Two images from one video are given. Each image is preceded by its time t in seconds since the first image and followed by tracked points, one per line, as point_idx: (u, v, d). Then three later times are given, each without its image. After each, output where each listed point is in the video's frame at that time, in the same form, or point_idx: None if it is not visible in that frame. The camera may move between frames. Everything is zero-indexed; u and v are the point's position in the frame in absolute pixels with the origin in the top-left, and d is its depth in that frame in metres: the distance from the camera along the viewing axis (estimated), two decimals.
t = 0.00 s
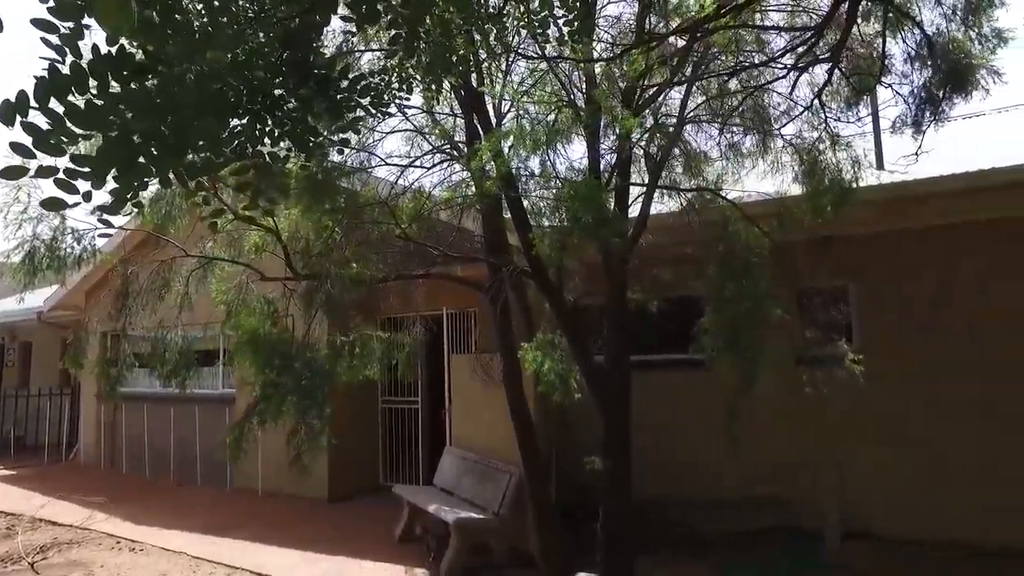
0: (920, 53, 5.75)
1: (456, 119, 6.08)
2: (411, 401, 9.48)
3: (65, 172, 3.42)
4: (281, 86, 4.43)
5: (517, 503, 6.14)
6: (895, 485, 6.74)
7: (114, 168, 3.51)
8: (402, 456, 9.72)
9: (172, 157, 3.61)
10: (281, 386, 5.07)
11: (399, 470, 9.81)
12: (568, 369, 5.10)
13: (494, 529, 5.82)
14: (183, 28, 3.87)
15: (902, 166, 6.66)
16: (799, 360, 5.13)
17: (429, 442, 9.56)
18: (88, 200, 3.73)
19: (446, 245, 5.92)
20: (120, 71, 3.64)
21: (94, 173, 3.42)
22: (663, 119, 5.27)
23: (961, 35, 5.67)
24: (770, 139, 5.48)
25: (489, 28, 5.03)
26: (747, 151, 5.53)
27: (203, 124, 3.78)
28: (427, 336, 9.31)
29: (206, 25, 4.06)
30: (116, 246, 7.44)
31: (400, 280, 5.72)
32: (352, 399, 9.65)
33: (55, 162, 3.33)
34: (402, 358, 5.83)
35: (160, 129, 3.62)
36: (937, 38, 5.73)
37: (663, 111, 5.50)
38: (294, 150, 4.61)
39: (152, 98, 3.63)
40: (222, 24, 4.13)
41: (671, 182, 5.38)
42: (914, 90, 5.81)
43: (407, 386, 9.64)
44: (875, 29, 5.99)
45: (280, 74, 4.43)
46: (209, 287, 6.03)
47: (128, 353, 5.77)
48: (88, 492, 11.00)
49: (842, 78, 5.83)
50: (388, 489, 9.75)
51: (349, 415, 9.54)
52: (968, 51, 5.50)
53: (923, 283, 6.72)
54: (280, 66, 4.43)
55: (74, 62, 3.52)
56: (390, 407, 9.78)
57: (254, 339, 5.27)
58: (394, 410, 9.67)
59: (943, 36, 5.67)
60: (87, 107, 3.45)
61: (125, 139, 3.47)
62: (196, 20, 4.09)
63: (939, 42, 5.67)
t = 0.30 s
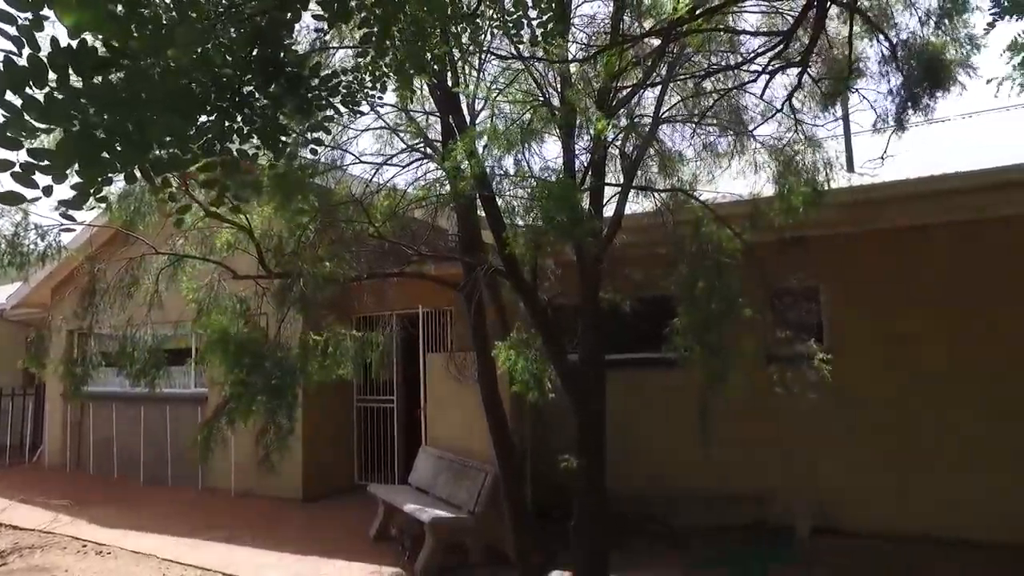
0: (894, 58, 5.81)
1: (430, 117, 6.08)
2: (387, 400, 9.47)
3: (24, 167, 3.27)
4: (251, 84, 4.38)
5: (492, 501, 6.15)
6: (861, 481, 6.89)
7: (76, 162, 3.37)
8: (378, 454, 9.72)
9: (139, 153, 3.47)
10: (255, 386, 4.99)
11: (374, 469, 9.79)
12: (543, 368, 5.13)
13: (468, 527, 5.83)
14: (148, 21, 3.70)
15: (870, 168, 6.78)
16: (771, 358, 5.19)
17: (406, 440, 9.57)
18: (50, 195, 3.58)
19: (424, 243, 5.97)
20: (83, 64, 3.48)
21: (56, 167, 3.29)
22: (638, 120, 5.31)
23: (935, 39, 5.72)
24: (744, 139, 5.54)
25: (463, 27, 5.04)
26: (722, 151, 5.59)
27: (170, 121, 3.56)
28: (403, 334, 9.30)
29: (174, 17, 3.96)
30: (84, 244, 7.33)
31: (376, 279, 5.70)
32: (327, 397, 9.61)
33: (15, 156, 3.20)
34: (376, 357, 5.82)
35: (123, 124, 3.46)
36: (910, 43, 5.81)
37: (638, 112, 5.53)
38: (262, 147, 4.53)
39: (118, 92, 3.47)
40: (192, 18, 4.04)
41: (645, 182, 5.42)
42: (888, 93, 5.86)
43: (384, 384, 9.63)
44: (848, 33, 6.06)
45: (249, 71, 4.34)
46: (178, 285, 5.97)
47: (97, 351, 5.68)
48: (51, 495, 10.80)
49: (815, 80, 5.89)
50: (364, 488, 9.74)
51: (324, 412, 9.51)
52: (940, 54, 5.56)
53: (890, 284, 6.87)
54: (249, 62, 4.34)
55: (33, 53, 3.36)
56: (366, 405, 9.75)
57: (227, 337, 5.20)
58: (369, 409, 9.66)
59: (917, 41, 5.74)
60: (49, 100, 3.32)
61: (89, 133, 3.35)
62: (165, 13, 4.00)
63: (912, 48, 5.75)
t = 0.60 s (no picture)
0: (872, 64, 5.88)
1: (405, 116, 6.07)
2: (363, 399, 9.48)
3: None
4: (221, 82, 4.23)
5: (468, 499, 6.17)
6: (829, 477, 7.05)
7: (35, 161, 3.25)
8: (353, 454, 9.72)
9: (101, 152, 3.36)
10: (229, 386, 4.94)
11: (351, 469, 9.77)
12: (519, 366, 5.16)
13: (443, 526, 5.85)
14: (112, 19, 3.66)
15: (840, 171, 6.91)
16: (744, 359, 5.23)
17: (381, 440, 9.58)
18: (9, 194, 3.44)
19: (385, 242, 5.77)
20: (44, 62, 3.39)
21: (12, 166, 3.15)
22: (615, 121, 5.36)
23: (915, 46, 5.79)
24: (720, 140, 5.61)
25: (436, 28, 5.04)
26: (701, 152, 5.66)
27: (135, 119, 3.46)
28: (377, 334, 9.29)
29: (139, 16, 3.87)
30: (51, 244, 7.23)
31: (349, 278, 5.63)
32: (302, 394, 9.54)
33: None
34: (349, 356, 5.78)
35: (89, 121, 3.38)
36: (884, 50, 5.88)
37: (614, 113, 5.57)
38: (232, 146, 4.36)
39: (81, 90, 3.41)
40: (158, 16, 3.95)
41: (623, 182, 5.46)
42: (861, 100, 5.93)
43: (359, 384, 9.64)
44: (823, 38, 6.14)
45: (217, 69, 4.20)
46: (146, 283, 5.90)
47: (63, 351, 5.60)
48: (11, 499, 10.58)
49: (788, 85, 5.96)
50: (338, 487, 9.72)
51: (296, 413, 9.43)
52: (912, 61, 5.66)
53: (857, 285, 7.02)
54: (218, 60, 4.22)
55: None
56: (341, 404, 9.73)
57: (198, 336, 5.13)
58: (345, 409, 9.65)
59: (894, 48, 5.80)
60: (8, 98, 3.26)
61: (45, 131, 3.24)
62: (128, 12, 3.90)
63: (886, 55, 5.83)
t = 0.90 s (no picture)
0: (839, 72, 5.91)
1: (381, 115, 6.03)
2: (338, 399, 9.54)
3: None
4: (185, 79, 4.03)
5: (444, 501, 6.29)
6: (798, 474, 7.19)
7: None
8: (328, 454, 9.76)
9: (59, 150, 3.32)
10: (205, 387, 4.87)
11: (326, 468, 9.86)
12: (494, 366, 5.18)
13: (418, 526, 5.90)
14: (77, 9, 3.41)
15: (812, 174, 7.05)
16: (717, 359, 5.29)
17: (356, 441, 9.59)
18: None
19: (382, 245, 5.92)
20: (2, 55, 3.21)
21: None
22: (592, 122, 5.40)
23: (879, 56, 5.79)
24: (694, 143, 5.66)
25: (404, 27, 4.93)
26: (675, 153, 5.73)
27: (95, 118, 3.36)
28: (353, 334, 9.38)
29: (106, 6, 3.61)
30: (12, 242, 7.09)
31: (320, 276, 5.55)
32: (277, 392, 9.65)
33: None
34: (322, 357, 5.73)
35: (46, 113, 3.33)
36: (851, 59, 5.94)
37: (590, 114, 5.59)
38: (200, 145, 4.19)
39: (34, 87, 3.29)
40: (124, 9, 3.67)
41: (598, 184, 5.50)
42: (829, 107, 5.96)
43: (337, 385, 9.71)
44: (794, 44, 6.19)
45: (184, 67, 3.98)
46: (113, 283, 5.79)
47: (27, 352, 5.49)
48: None
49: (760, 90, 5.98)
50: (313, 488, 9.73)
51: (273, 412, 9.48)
52: (880, 69, 5.70)
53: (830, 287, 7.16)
54: (186, 56, 3.98)
55: None
56: (317, 404, 9.80)
57: (167, 336, 5.05)
58: (321, 408, 9.72)
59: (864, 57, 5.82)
60: None
61: None
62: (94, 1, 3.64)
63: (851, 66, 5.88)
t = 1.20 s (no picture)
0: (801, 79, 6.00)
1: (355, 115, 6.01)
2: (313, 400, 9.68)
3: None
4: (153, 76, 3.91)
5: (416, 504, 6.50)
6: (768, 474, 7.37)
7: None
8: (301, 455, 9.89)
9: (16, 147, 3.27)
10: (179, 388, 4.80)
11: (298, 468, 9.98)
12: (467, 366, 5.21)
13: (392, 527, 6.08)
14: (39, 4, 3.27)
15: (783, 177, 7.26)
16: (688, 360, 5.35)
17: (330, 442, 9.70)
18: None
19: (360, 246, 6.01)
20: None
21: None
22: (563, 123, 5.51)
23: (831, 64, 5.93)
24: (665, 147, 5.76)
25: (375, 30, 4.86)
26: (643, 155, 5.81)
27: (56, 118, 3.28)
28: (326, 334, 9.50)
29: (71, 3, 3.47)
30: None
31: (291, 276, 5.53)
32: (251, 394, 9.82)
33: None
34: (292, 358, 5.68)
35: (5, 112, 3.30)
36: (814, 65, 5.98)
37: (564, 116, 5.65)
38: (168, 146, 4.08)
39: None
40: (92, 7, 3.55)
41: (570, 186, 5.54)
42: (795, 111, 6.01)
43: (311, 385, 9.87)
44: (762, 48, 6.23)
45: (153, 65, 3.84)
46: (77, 282, 5.69)
47: None
48: None
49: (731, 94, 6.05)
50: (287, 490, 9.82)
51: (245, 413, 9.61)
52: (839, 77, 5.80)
53: (800, 287, 7.36)
54: (153, 56, 3.83)
55: None
56: (291, 404, 9.97)
57: (131, 336, 4.94)
58: (295, 409, 9.88)
59: (819, 66, 5.95)
60: None
61: None
62: None
63: (813, 72, 5.93)
